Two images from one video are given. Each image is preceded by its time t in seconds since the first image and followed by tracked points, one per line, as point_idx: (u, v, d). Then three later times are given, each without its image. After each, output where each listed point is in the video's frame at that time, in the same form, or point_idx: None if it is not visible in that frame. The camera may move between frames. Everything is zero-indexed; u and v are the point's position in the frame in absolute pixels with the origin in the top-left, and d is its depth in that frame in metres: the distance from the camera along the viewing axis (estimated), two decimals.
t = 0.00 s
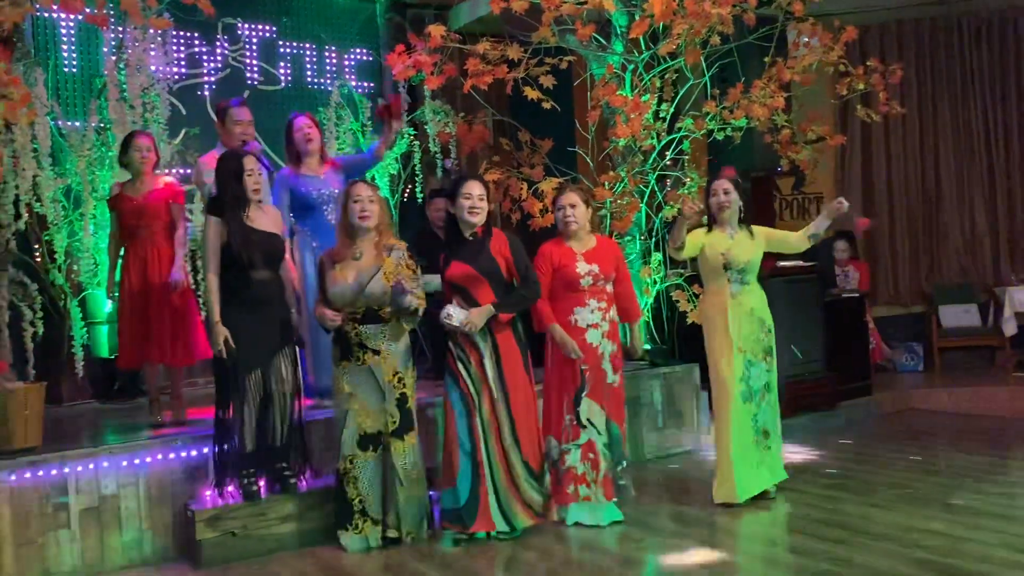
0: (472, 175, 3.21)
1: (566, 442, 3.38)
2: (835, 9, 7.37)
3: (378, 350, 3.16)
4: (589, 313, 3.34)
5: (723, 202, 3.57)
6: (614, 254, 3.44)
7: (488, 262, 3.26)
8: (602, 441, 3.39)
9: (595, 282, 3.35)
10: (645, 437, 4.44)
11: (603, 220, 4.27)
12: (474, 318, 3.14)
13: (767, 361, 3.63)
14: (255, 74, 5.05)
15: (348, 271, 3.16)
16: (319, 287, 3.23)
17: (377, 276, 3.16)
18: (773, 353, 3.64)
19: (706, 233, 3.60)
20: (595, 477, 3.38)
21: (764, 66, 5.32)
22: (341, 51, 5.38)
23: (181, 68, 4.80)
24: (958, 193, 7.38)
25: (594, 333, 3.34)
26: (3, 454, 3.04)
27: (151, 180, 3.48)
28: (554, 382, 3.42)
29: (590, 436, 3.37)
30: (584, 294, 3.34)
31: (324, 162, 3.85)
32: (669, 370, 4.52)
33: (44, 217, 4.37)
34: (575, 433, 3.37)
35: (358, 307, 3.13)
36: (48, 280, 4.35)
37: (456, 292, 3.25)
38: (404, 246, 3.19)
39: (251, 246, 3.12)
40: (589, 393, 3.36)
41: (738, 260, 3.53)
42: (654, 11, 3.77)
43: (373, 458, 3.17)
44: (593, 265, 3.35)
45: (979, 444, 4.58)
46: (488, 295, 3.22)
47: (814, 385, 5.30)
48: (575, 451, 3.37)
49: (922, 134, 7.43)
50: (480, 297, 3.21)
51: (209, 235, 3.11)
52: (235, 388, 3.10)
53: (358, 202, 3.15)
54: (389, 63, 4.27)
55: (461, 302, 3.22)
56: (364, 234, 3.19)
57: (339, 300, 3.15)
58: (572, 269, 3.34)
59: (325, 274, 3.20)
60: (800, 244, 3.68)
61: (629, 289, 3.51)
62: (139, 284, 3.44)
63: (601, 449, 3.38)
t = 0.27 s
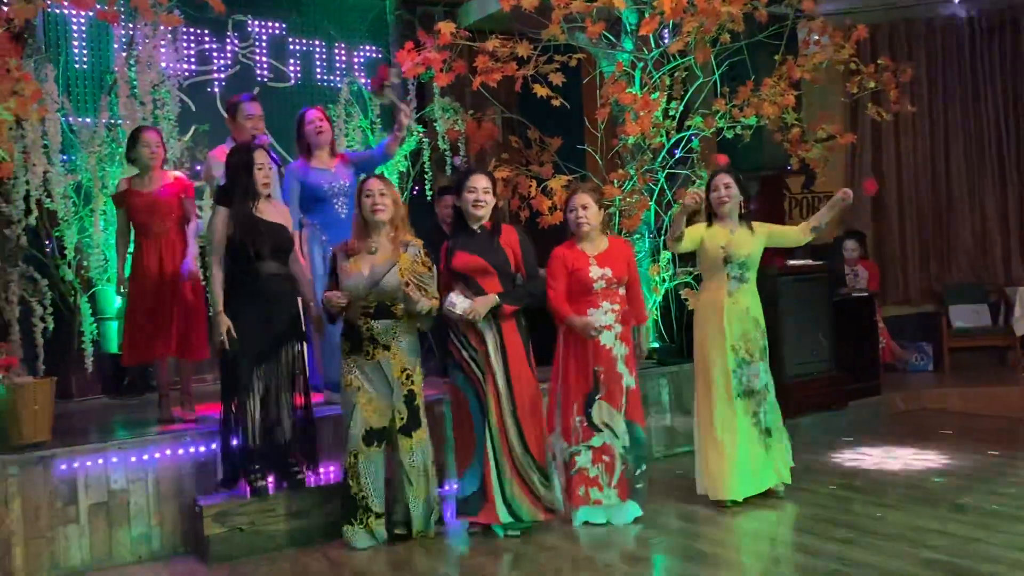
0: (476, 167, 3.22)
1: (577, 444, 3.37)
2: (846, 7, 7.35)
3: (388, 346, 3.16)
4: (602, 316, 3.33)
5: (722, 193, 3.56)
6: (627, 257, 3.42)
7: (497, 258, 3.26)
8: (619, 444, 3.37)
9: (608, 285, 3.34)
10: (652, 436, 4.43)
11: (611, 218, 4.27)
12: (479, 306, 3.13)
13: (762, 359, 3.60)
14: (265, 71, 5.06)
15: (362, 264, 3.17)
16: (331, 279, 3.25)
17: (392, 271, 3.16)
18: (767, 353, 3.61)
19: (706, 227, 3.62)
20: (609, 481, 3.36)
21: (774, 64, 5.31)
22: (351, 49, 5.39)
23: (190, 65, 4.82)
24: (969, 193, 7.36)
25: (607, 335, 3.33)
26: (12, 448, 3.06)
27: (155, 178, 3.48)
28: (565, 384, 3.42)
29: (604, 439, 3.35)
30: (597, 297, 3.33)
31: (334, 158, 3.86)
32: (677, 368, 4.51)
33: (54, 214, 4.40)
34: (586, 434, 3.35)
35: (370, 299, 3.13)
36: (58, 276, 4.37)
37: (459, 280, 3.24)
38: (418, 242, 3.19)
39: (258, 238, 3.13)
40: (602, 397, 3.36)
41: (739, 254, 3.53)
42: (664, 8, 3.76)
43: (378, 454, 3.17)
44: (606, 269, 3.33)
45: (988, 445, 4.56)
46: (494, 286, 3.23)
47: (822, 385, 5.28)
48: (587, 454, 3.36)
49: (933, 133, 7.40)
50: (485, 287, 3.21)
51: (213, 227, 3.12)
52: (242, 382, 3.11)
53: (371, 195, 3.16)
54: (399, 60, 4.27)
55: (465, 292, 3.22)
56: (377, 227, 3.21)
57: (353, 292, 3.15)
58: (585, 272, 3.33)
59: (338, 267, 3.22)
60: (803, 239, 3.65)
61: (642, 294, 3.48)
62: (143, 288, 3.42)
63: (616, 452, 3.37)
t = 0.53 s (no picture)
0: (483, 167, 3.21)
1: (600, 446, 3.35)
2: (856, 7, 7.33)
3: (402, 339, 3.15)
4: (619, 317, 3.33)
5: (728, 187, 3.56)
6: (645, 256, 3.42)
7: (503, 256, 3.26)
8: (638, 441, 3.38)
9: (623, 286, 3.33)
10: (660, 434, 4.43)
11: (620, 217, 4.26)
12: (495, 310, 3.17)
13: (762, 360, 3.57)
14: (275, 68, 5.08)
15: (374, 258, 3.15)
16: (334, 274, 3.20)
17: (406, 264, 3.16)
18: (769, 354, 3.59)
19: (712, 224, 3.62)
20: (630, 478, 3.37)
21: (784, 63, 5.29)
22: (360, 46, 5.40)
23: (200, 61, 4.83)
24: (980, 193, 7.33)
25: (625, 336, 3.32)
26: (21, 443, 3.07)
27: (173, 175, 3.49)
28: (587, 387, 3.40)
29: (628, 438, 3.35)
30: (612, 298, 3.33)
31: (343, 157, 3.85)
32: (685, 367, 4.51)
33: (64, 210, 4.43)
34: (610, 436, 3.34)
35: (386, 293, 3.13)
36: (68, 272, 4.41)
37: (466, 279, 3.23)
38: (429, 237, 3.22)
39: (263, 235, 3.14)
40: (622, 398, 3.34)
41: (743, 250, 3.53)
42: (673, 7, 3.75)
43: (395, 450, 3.17)
44: (621, 270, 3.33)
45: (997, 446, 4.54)
46: (503, 286, 3.25)
47: (831, 385, 5.27)
48: (612, 455, 3.34)
49: (944, 133, 7.37)
50: (496, 288, 3.23)
51: (222, 226, 3.14)
52: (250, 380, 3.12)
53: (380, 191, 3.15)
54: (407, 58, 4.27)
55: (473, 295, 3.20)
56: (383, 224, 3.20)
57: (366, 286, 3.13)
58: (599, 274, 3.32)
59: (345, 261, 3.18)
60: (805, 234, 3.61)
61: (661, 296, 3.47)
62: (157, 282, 3.41)
63: (637, 450, 3.38)
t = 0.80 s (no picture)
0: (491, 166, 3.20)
1: (614, 436, 3.37)
2: (864, 6, 7.30)
3: (410, 340, 3.17)
4: (628, 309, 3.33)
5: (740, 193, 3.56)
6: (657, 248, 3.38)
7: (507, 255, 3.27)
8: (650, 434, 3.37)
9: (632, 278, 3.32)
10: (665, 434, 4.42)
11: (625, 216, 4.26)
12: (503, 306, 3.18)
13: (769, 361, 3.57)
14: (281, 66, 5.08)
15: (380, 260, 3.15)
16: (339, 279, 3.16)
17: (411, 264, 3.20)
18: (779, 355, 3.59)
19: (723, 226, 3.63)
20: (644, 472, 3.36)
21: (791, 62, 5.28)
22: (367, 44, 5.40)
23: (207, 60, 4.84)
24: (986, 193, 7.25)
25: (633, 327, 3.32)
26: (28, 440, 3.09)
27: (189, 170, 3.51)
28: (600, 378, 3.41)
29: (639, 429, 3.35)
30: (622, 290, 3.33)
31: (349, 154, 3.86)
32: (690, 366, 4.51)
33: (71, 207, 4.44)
34: (621, 426, 3.35)
35: (396, 293, 3.15)
36: (76, 269, 4.42)
37: (471, 278, 3.23)
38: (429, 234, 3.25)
39: (268, 232, 3.15)
40: (632, 389, 3.34)
41: (750, 257, 3.52)
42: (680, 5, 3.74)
43: (406, 448, 3.18)
44: (630, 261, 3.32)
45: (1002, 447, 4.53)
46: (510, 286, 3.26)
47: (836, 385, 5.27)
48: (623, 445, 3.36)
49: (950, 133, 7.35)
50: (502, 287, 3.24)
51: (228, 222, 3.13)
52: (252, 378, 3.14)
53: (386, 192, 3.15)
54: (413, 56, 4.26)
55: (478, 290, 3.21)
56: (385, 224, 3.19)
57: (377, 288, 3.13)
58: (609, 265, 3.33)
59: (348, 265, 3.15)
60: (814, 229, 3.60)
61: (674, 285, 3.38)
62: (169, 281, 3.40)
63: (649, 443, 3.36)
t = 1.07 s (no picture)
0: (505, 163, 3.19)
1: (617, 443, 3.38)
2: (871, 5, 7.29)
3: (419, 336, 3.17)
4: (630, 317, 3.33)
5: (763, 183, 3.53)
6: (662, 254, 3.37)
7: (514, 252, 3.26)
8: (653, 442, 3.36)
9: (635, 285, 3.32)
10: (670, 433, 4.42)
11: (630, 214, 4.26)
12: (507, 298, 3.18)
13: (788, 358, 3.53)
14: (287, 63, 5.09)
15: (391, 257, 3.14)
16: (351, 279, 3.14)
17: (419, 261, 3.21)
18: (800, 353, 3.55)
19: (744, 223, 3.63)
20: (649, 476, 3.35)
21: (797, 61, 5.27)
22: (373, 42, 5.40)
23: (214, 57, 4.84)
24: (993, 193, 7.23)
25: (636, 335, 3.33)
26: (34, 435, 3.09)
27: (195, 165, 3.51)
28: (605, 384, 3.42)
29: (642, 437, 3.34)
30: (624, 297, 3.33)
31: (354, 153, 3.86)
32: (695, 365, 4.50)
33: (77, 204, 4.45)
34: (623, 433, 3.35)
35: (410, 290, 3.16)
36: (82, 266, 4.44)
37: (480, 272, 3.24)
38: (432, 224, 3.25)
39: (271, 226, 3.14)
40: (634, 396, 3.35)
41: (763, 249, 3.51)
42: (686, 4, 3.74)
43: (414, 445, 3.17)
44: (633, 269, 3.32)
45: (1008, 447, 4.52)
46: (520, 282, 3.26)
47: (841, 384, 5.26)
48: (627, 451, 3.36)
49: (957, 133, 7.34)
50: (511, 282, 3.24)
51: (232, 217, 3.14)
52: (257, 374, 3.14)
53: (395, 189, 3.14)
54: (419, 54, 4.25)
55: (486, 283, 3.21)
56: (392, 220, 3.19)
57: (392, 287, 3.13)
58: (612, 272, 3.34)
59: (359, 263, 3.13)
60: (837, 218, 3.49)
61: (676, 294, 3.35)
62: (178, 276, 3.40)
63: (652, 451, 3.35)
